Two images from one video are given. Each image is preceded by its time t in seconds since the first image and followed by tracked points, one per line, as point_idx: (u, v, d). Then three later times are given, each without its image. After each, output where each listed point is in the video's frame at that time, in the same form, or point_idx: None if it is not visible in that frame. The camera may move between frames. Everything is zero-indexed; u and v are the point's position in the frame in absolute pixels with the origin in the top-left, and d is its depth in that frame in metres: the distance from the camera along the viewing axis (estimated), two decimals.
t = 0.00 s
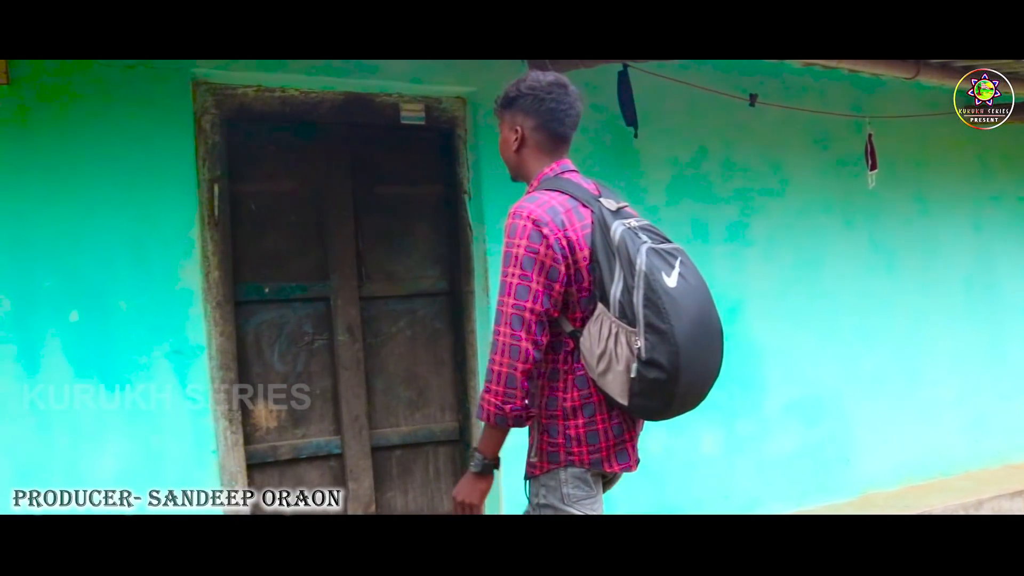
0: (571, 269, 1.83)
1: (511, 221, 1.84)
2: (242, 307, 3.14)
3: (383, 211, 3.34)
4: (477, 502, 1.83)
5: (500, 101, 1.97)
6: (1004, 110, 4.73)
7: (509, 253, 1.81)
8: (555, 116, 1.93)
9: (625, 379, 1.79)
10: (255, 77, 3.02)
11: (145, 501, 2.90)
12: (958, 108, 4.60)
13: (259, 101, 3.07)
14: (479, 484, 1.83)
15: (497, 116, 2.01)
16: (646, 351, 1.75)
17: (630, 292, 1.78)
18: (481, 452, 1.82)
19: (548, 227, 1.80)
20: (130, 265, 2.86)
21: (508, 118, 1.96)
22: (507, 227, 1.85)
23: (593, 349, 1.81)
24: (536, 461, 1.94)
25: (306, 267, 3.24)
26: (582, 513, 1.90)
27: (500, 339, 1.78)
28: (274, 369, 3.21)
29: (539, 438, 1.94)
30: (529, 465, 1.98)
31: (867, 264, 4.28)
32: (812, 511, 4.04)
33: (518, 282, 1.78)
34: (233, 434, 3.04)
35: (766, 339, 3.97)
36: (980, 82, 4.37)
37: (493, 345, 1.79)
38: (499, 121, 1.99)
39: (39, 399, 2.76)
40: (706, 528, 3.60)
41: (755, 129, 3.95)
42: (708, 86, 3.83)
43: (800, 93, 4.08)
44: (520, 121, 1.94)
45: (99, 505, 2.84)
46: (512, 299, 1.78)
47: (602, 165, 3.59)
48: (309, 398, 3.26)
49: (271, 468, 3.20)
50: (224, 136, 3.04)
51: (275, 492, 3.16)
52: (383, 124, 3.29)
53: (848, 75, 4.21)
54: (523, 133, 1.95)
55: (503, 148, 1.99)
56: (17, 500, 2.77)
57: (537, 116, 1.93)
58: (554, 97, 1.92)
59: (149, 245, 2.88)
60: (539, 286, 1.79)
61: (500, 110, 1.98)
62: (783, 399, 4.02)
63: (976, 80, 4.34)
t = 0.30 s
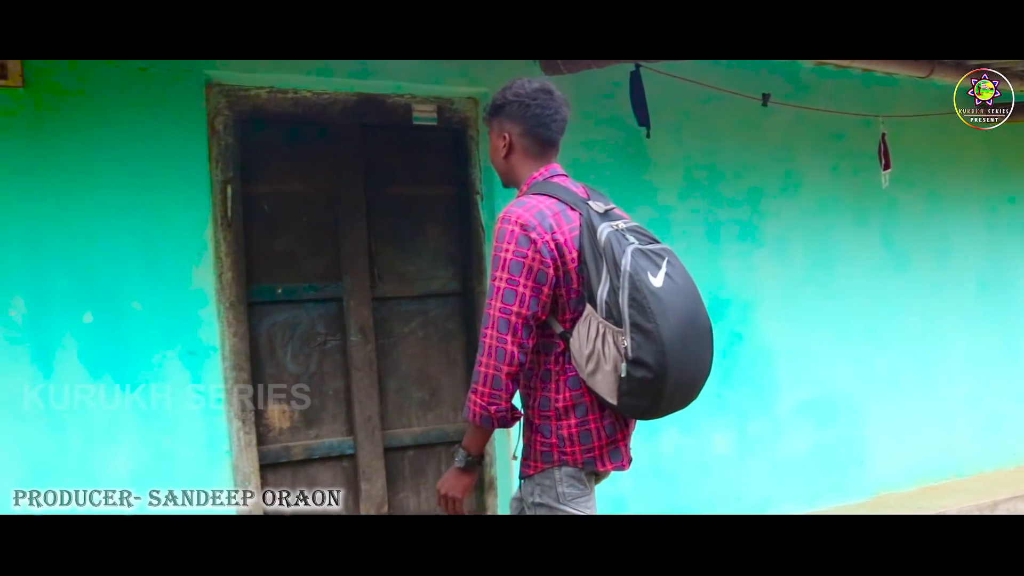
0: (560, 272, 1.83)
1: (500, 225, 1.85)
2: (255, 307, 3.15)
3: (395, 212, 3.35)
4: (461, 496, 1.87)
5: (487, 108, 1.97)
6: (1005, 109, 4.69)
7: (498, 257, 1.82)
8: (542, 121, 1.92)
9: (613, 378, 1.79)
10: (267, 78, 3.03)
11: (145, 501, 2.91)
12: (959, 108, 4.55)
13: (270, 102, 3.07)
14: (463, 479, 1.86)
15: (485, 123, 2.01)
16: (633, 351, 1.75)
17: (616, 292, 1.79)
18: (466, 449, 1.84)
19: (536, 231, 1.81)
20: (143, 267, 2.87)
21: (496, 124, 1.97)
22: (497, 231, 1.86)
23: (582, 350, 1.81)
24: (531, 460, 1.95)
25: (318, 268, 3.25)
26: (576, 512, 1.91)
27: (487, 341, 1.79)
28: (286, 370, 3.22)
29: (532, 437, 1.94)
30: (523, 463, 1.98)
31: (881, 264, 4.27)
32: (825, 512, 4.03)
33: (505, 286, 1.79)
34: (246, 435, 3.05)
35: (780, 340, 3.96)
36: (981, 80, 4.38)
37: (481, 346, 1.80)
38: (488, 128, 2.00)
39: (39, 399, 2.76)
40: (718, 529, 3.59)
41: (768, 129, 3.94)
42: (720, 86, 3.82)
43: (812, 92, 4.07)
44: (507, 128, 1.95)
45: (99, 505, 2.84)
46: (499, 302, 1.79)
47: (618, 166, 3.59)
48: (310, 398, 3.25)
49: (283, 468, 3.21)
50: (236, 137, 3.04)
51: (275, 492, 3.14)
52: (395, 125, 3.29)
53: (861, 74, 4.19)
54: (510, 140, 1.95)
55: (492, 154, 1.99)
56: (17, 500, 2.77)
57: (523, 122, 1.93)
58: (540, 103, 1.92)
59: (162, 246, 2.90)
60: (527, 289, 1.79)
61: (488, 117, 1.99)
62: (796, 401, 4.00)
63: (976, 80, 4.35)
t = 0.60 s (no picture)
0: (554, 273, 1.85)
1: (495, 228, 1.87)
2: (264, 308, 3.15)
3: (404, 213, 3.35)
4: (460, 494, 1.90)
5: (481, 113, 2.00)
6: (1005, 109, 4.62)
7: (493, 258, 1.83)
8: (533, 125, 1.94)
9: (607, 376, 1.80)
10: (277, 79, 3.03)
11: (145, 501, 2.90)
12: (959, 108, 4.48)
13: (279, 103, 3.07)
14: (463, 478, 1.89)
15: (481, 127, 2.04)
16: (626, 349, 1.76)
17: (609, 291, 1.80)
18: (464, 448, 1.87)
19: (530, 232, 1.82)
20: (153, 268, 2.88)
21: (490, 129, 1.99)
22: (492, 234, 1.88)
23: (576, 349, 1.83)
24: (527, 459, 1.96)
25: (328, 269, 3.25)
26: (573, 510, 1.92)
27: (484, 341, 1.81)
28: (296, 370, 3.22)
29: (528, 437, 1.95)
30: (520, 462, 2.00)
31: (892, 265, 4.25)
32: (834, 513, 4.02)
33: (501, 287, 1.80)
34: (256, 435, 3.05)
35: (790, 341, 3.95)
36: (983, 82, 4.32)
37: (478, 347, 1.82)
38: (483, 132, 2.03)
39: (39, 399, 2.76)
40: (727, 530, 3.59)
41: (778, 130, 3.93)
42: (730, 86, 3.81)
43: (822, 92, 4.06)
44: (500, 132, 1.97)
45: (99, 505, 2.85)
46: (494, 303, 1.80)
47: (626, 167, 3.59)
48: (309, 398, 3.24)
49: (293, 468, 3.21)
50: (247, 137, 3.06)
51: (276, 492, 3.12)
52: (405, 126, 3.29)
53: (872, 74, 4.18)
54: (503, 144, 1.98)
55: (487, 158, 2.02)
56: (17, 500, 2.78)
57: (515, 126, 1.95)
58: (531, 107, 1.94)
59: (172, 248, 2.90)
60: (522, 290, 1.80)
61: (483, 121, 2.01)
62: (806, 401, 3.99)
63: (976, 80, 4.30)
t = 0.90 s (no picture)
0: (548, 275, 1.86)
1: (490, 233, 1.88)
2: (276, 308, 3.16)
3: (416, 214, 3.36)
4: (472, 498, 1.90)
5: (477, 121, 2.03)
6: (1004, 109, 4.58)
7: (489, 263, 1.84)
8: (525, 136, 1.97)
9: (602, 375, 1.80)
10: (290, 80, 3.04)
11: (145, 501, 2.90)
12: (959, 108, 4.42)
13: (291, 103, 3.07)
14: (475, 482, 1.89)
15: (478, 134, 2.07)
16: (619, 348, 1.76)
17: (601, 292, 1.80)
18: (473, 453, 1.87)
19: (524, 236, 1.83)
20: (165, 269, 2.89)
21: (485, 137, 2.02)
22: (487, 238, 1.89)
23: (571, 350, 1.83)
24: (523, 459, 1.96)
25: (339, 270, 3.26)
26: (571, 507, 1.92)
27: (484, 344, 1.81)
28: (307, 371, 3.23)
29: (524, 437, 1.95)
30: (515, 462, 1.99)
31: (904, 266, 4.24)
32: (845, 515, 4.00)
33: (498, 289, 1.81)
34: (267, 435, 3.06)
35: (801, 341, 3.94)
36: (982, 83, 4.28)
37: (479, 349, 1.82)
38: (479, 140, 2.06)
39: (39, 400, 2.76)
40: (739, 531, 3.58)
41: (790, 130, 3.92)
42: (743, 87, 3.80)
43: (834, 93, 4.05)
44: (494, 142, 2.00)
45: (99, 505, 2.85)
46: (492, 306, 1.81)
47: (639, 165, 3.58)
48: (309, 398, 3.23)
49: (304, 469, 3.21)
50: (258, 138, 3.05)
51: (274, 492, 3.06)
52: (417, 126, 3.30)
53: (884, 75, 4.17)
54: (496, 153, 2.01)
55: (482, 165, 2.06)
56: (18, 500, 2.78)
57: (508, 136, 1.98)
58: (525, 118, 1.96)
59: (184, 249, 2.91)
60: (519, 292, 1.81)
61: (479, 129, 2.04)
62: (817, 403, 3.98)
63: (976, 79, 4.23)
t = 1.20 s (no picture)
0: (545, 278, 1.88)
1: (487, 238, 1.89)
2: (288, 309, 3.17)
3: (427, 216, 3.36)
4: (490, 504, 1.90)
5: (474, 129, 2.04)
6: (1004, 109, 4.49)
7: (489, 266, 1.85)
8: (521, 145, 1.97)
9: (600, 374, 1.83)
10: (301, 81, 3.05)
11: (145, 501, 2.90)
12: (959, 108, 4.34)
13: (302, 104, 3.08)
14: (494, 488, 1.89)
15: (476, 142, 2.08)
16: (616, 347, 1.80)
17: (598, 294, 1.85)
18: (489, 460, 1.86)
19: (522, 239, 1.85)
20: (175, 270, 2.90)
21: (482, 146, 2.03)
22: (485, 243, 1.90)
23: (569, 350, 1.85)
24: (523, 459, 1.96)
25: (349, 270, 3.26)
26: (572, 505, 1.92)
27: (489, 345, 1.82)
28: (318, 371, 3.24)
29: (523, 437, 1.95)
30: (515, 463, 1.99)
31: (916, 266, 4.22)
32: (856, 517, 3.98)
33: (499, 291, 1.82)
34: (278, 436, 3.06)
35: (811, 342, 3.92)
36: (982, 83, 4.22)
37: (484, 351, 1.83)
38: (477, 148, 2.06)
39: (38, 400, 2.77)
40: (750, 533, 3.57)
41: (800, 130, 3.91)
42: (753, 87, 3.79)
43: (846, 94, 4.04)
44: (490, 150, 2.01)
45: (99, 505, 2.85)
46: (494, 307, 1.82)
47: (650, 165, 3.58)
48: (309, 398, 3.22)
49: (315, 469, 3.22)
50: (270, 139, 3.06)
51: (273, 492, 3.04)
52: (428, 127, 3.30)
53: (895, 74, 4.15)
54: (493, 161, 2.01)
55: (480, 173, 2.06)
56: (17, 500, 2.79)
57: (504, 145, 1.98)
58: (521, 127, 1.97)
59: (196, 249, 2.93)
60: (519, 294, 1.83)
61: (476, 137, 2.05)
62: (828, 404, 3.96)
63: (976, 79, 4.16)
